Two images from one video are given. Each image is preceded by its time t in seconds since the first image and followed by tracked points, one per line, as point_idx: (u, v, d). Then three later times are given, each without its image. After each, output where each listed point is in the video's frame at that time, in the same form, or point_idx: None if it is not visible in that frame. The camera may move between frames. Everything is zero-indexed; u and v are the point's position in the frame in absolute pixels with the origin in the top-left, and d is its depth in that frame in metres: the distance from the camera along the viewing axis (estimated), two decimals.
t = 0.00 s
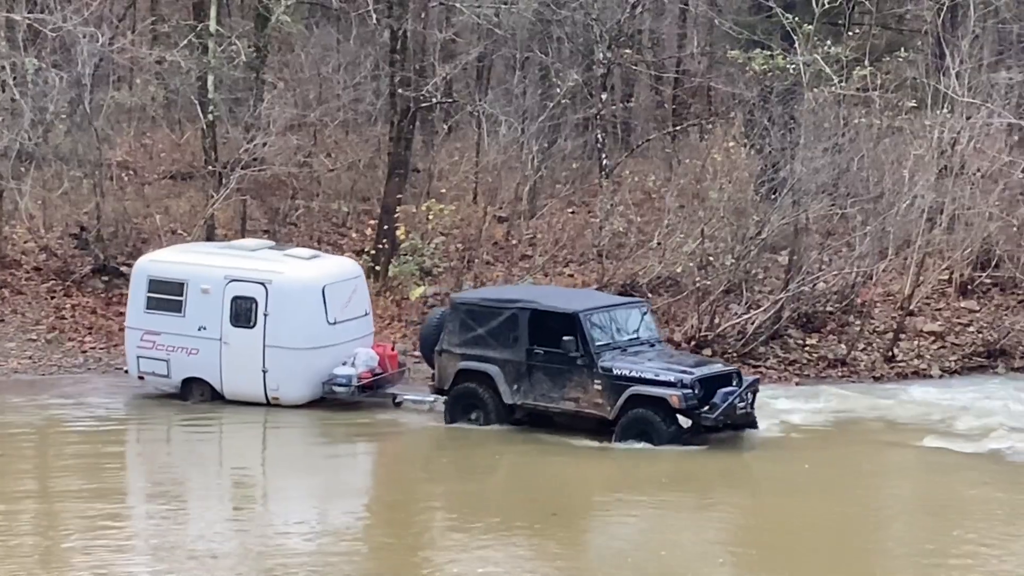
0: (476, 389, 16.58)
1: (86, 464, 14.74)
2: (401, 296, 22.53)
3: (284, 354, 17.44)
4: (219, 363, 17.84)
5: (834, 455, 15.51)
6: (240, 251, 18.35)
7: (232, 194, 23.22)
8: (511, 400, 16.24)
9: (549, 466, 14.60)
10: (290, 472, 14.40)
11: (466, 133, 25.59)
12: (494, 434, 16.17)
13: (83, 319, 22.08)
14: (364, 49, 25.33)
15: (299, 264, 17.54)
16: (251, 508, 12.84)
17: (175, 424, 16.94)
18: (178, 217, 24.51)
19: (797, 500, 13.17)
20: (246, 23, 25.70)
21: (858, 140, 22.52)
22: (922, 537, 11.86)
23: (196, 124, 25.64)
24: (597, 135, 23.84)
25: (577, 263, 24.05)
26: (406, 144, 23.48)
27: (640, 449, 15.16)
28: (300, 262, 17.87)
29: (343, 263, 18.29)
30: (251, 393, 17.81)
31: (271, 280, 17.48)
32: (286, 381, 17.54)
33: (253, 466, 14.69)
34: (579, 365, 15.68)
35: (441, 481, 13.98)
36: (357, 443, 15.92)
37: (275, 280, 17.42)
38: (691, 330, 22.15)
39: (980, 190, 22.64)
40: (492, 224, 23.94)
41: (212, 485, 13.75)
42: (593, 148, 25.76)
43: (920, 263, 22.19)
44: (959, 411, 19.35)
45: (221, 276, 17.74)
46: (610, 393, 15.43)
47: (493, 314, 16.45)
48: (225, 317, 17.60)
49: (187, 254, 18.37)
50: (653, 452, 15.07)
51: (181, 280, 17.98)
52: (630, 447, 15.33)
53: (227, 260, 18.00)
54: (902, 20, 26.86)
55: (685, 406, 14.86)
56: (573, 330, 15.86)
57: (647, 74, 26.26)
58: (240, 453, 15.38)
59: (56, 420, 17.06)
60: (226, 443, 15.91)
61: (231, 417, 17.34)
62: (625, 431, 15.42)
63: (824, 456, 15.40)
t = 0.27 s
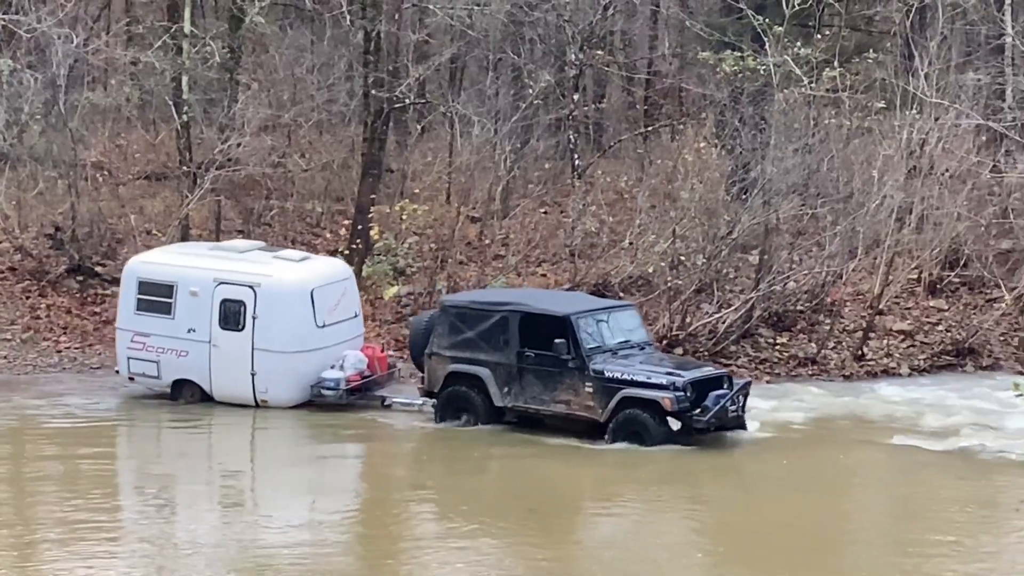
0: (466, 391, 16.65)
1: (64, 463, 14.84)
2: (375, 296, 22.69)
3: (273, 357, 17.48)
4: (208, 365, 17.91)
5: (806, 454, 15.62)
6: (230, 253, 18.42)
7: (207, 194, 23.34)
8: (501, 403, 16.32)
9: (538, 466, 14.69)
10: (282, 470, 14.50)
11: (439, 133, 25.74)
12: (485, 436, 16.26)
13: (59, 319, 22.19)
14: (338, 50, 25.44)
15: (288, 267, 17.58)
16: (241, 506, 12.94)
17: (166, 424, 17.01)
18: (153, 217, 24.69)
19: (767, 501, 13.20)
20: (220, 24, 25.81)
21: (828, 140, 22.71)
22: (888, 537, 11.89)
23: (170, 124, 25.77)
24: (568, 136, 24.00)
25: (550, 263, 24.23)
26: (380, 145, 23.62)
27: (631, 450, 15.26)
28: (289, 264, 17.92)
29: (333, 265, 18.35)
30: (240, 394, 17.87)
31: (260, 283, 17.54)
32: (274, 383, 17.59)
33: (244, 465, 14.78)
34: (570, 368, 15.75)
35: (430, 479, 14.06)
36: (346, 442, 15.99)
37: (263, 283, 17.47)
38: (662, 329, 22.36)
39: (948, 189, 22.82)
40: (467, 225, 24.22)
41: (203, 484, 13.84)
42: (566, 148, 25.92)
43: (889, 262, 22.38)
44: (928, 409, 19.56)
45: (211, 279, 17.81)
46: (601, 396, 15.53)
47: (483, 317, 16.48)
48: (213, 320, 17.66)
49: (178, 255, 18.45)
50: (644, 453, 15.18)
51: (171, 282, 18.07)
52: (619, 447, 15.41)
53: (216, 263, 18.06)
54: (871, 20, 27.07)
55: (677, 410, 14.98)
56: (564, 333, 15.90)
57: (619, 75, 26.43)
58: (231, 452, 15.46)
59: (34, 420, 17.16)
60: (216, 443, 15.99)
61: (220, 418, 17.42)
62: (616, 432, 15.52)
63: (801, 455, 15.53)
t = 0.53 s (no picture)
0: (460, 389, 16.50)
1: (49, 457, 15.19)
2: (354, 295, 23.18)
3: (270, 356, 17.47)
4: (207, 366, 17.95)
5: (777, 449, 15.99)
6: (228, 255, 18.44)
7: (189, 195, 23.80)
8: (495, 401, 16.18)
9: (532, 457, 14.92)
10: (280, 464, 14.76)
11: (418, 136, 26.30)
12: (478, 434, 16.14)
13: (44, 318, 22.65)
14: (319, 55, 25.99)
15: (285, 268, 17.59)
16: (236, 497, 13.23)
17: (166, 421, 17.14)
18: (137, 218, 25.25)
19: (740, 498, 13.23)
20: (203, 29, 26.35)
21: (797, 143, 23.20)
22: (855, 534, 11.91)
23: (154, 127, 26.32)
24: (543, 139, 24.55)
25: (526, 263, 24.76)
26: (358, 147, 24.13)
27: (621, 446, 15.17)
28: (286, 266, 17.94)
29: (329, 267, 18.35)
30: (240, 395, 17.88)
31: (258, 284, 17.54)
32: (273, 383, 17.57)
33: (243, 459, 15.04)
34: (562, 366, 15.56)
35: (427, 471, 14.29)
36: (343, 439, 16.10)
37: (261, 284, 17.48)
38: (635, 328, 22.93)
39: (913, 191, 23.50)
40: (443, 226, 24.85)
41: (201, 477, 14.12)
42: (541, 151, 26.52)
43: (857, 262, 22.87)
44: (890, 405, 20.13)
45: (209, 280, 17.84)
46: (592, 394, 15.34)
47: (476, 316, 16.36)
48: (212, 321, 17.70)
49: (177, 257, 18.50)
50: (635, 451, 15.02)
51: (169, 284, 18.13)
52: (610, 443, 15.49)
53: (215, 264, 18.10)
54: (839, 26, 27.71)
55: (666, 407, 14.77)
56: (557, 332, 15.72)
57: (593, 78, 27.04)
58: (231, 446, 15.72)
59: (23, 416, 17.52)
60: (215, 438, 16.22)
61: (217, 415, 17.51)
62: (607, 431, 15.30)
63: (777, 453, 15.68)
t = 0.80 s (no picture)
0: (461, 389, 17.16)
1: (54, 452, 15.86)
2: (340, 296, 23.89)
3: (273, 357, 18.12)
4: (213, 365, 18.59)
5: (758, 445, 16.62)
6: (233, 257, 19.05)
7: (179, 198, 24.48)
8: (494, 400, 16.79)
9: (529, 455, 15.55)
10: (284, 461, 15.42)
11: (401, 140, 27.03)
12: (478, 431, 16.77)
13: (38, 318, 23.33)
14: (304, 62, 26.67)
15: (289, 271, 18.21)
16: (243, 492, 13.91)
17: (172, 419, 17.80)
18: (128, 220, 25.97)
19: (729, 494, 13.87)
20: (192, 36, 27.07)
21: (768, 148, 23.89)
22: (834, 531, 12.45)
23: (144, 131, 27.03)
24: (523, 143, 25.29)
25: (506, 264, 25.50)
26: (343, 151, 24.84)
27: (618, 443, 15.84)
28: (290, 269, 18.57)
29: (331, 270, 18.99)
30: (243, 394, 18.53)
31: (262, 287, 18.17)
32: (276, 383, 18.22)
33: (248, 456, 15.70)
34: (561, 366, 16.20)
35: (428, 469, 14.93)
36: (346, 436, 16.76)
37: (265, 287, 18.10)
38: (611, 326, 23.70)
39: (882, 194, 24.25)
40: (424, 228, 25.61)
41: (208, 473, 14.78)
42: (521, 154, 27.29)
43: (827, 263, 23.52)
44: (859, 401, 20.90)
45: (214, 282, 18.46)
46: (591, 392, 15.99)
47: (476, 317, 16.97)
48: (217, 322, 18.33)
49: (184, 259, 19.12)
50: (632, 447, 15.68)
51: (176, 286, 18.74)
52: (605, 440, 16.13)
53: (221, 267, 18.72)
54: (811, 34, 28.53)
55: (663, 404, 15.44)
56: (556, 332, 16.36)
57: (572, 85, 27.82)
58: (235, 445, 16.37)
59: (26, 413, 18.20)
60: (219, 436, 16.87)
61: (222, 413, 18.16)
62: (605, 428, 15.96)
63: (760, 449, 16.23)
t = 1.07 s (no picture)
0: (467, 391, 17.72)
1: (64, 447, 16.45)
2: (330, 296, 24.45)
3: (283, 360, 18.66)
4: (224, 367, 19.14)
5: (752, 442, 17.17)
6: (243, 262, 19.57)
7: (172, 200, 25.05)
8: (500, 403, 17.37)
9: (531, 453, 16.11)
10: (293, 457, 16.00)
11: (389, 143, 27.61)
12: (485, 432, 17.34)
13: (35, 317, 23.89)
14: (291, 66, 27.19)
15: (296, 276, 18.71)
16: (252, 486, 14.48)
17: (183, 418, 18.37)
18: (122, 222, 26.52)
19: (726, 489, 14.43)
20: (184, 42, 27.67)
21: (747, 151, 24.50)
22: (821, 523, 13.04)
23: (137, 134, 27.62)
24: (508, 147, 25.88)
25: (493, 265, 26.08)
26: (332, 155, 25.40)
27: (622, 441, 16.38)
28: (298, 273, 19.08)
29: (339, 273, 19.48)
30: (254, 394, 19.08)
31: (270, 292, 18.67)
32: (286, 385, 18.77)
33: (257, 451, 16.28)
34: (566, 369, 16.74)
35: (434, 465, 15.49)
36: (355, 434, 17.33)
37: (273, 292, 18.60)
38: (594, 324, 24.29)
39: (858, 197, 24.86)
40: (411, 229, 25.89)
41: (218, 468, 15.36)
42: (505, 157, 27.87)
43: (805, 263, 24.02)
44: (841, 399, 21.45)
45: (224, 287, 18.97)
46: (595, 395, 16.52)
47: (481, 322, 17.52)
48: (227, 326, 18.86)
49: (195, 264, 19.65)
50: (636, 446, 16.22)
51: (187, 291, 19.28)
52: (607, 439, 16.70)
53: (230, 271, 19.24)
54: (789, 40, 29.13)
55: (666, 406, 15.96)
56: (559, 336, 16.91)
57: (554, 89, 28.40)
58: (245, 441, 16.94)
59: (32, 410, 18.80)
60: (229, 433, 17.44)
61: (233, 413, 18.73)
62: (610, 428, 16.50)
63: (752, 447, 16.76)
